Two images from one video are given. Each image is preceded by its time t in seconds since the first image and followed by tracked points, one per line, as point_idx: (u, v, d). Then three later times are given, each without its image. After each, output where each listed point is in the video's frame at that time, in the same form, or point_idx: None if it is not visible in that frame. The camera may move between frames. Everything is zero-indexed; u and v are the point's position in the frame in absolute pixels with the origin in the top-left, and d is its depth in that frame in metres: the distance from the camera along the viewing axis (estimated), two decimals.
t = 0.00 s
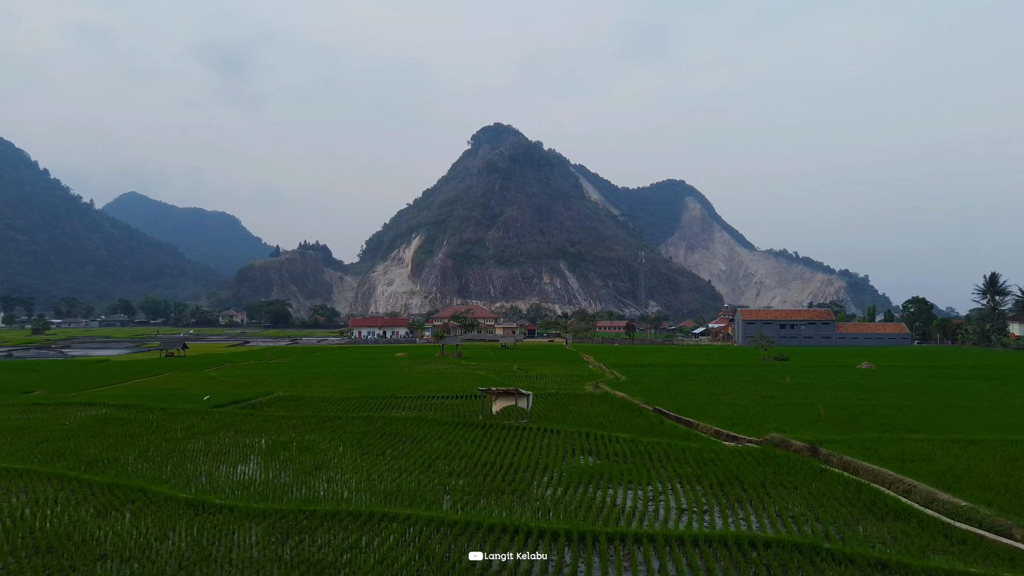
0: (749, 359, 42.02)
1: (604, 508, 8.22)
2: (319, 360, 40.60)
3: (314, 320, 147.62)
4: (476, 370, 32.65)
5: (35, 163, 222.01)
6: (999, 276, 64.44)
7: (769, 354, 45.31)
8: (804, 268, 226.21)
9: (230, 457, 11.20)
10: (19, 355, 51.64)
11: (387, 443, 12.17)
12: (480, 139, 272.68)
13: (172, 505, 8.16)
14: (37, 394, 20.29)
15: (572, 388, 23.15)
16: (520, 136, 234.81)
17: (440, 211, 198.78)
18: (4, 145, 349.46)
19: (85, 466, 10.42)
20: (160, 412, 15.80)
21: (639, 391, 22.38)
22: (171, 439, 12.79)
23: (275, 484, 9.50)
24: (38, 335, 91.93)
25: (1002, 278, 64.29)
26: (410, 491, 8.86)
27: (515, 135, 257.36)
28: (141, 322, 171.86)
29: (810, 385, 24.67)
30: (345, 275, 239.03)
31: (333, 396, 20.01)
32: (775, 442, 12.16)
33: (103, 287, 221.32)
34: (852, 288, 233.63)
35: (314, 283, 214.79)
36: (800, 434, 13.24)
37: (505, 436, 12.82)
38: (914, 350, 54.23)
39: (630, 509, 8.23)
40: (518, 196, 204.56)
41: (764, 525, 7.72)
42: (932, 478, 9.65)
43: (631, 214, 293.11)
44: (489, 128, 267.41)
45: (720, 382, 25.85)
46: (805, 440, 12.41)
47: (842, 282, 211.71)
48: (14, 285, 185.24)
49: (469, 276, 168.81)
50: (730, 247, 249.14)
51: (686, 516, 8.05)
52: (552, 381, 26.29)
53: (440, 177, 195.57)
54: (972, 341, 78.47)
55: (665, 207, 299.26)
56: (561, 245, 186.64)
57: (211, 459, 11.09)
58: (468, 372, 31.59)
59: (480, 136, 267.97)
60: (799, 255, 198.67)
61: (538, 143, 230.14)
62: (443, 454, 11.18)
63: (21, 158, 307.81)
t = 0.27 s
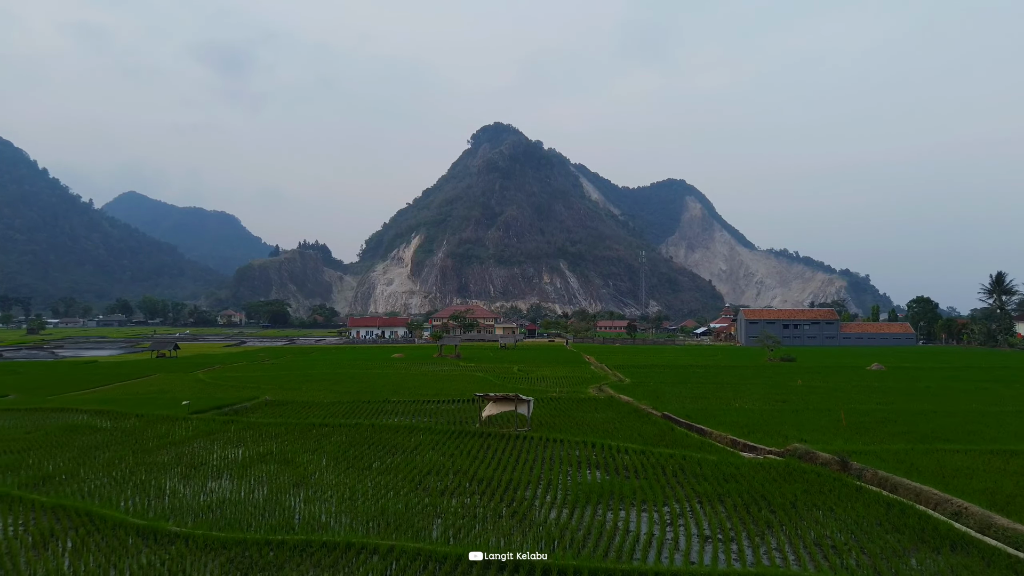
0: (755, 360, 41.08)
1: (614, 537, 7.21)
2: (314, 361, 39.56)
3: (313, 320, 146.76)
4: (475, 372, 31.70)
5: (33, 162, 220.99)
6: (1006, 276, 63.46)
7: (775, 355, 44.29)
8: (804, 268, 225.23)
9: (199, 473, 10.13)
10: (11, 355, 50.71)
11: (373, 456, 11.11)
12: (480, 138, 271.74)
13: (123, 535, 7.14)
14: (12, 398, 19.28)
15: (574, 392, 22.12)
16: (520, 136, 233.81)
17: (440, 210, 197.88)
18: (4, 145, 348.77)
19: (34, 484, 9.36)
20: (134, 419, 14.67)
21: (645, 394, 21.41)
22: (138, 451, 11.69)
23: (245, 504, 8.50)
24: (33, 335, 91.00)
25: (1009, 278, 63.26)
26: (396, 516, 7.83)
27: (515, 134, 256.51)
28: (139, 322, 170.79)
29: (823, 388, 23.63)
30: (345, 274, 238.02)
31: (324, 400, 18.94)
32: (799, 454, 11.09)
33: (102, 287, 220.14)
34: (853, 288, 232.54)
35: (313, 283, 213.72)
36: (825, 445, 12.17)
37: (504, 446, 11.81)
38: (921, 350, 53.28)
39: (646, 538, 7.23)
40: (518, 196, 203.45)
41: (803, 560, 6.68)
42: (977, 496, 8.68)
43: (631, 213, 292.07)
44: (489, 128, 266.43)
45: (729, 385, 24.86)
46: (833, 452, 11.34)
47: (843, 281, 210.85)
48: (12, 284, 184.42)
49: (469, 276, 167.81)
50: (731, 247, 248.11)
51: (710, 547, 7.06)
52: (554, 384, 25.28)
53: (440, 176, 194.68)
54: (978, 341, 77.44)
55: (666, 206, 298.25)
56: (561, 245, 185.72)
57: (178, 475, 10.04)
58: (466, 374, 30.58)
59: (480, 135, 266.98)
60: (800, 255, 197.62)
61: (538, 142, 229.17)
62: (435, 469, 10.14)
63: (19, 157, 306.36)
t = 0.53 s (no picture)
0: (762, 362, 39.99)
1: None
2: (309, 363, 38.51)
3: (312, 320, 145.81)
4: (474, 375, 30.57)
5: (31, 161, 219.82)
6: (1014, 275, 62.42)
7: (781, 355, 43.18)
8: (805, 267, 224.24)
9: (162, 495, 9.04)
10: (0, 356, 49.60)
11: (356, 471, 10.07)
12: (479, 138, 270.77)
13: None
14: None
15: (576, 396, 21.06)
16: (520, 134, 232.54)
17: (439, 210, 196.96)
18: (4, 145, 347.55)
19: None
20: (105, 427, 13.60)
21: (651, 399, 20.35)
22: (98, 467, 10.56)
23: (206, 533, 7.44)
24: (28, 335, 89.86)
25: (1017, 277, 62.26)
26: (378, 547, 6.82)
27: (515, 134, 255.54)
28: (137, 322, 169.81)
29: (839, 391, 22.47)
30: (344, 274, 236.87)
31: (313, 405, 17.88)
32: (828, 469, 10.08)
33: (100, 286, 219.16)
34: (854, 288, 231.60)
35: (313, 282, 212.68)
36: (855, 458, 11.14)
37: (503, 459, 10.83)
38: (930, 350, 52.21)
39: None
40: (518, 195, 202.31)
41: None
42: None
43: (632, 212, 290.89)
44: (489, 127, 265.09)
45: (737, 388, 23.74)
46: (866, 467, 10.32)
47: (844, 281, 209.77)
48: (10, 284, 183.21)
49: (469, 275, 166.78)
50: (731, 246, 247.06)
51: None
52: (555, 388, 24.26)
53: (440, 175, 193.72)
54: (985, 341, 76.32)
55: (666, 206, 297.20)
56: (561, 245, 184.77)
57: (137, 498, 8.92)
58: (464, 376, 29.50)
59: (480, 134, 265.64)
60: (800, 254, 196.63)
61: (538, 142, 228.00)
62: (425, 488, 9.04)
63: (18, 157, 305.57)
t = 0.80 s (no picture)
0: (768, 363, 38.96)
1: None
2: (303, 363, 37.51)
3: (310, 320, 144.95)
4: (472, 377, 29.52)
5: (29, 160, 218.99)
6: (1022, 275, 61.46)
7: (787, 356, 42.19)
8: (806, 267, 223.19)
9: (118, 518, 8.02)
10: None
11: (335, 489, 9.05)
12: (479, 137, 269.77)
13: None
14: None
15: (579, 400, 20.01)
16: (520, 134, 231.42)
17: (439, 209, 196.03)
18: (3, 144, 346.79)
19: None
20: (71, 437, 12.58)
21: (659, 404, 19.31)
22: (53, 485, 9.58)
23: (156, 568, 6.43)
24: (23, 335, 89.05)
25: None
26: None
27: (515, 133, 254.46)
28: (135, 321, 168.98)
29: (853, 395, 21.47)
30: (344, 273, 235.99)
31: (301, 412, 16.88)
32: (864, 487, 9.08)
33: (99, 286, 218.44)
34: (855, 287, 230.43)
35: (312, 282, 211.74)
36: (889, 474, 10.09)
37: (502, 476, 9.82)
38: (938, 351, 51.25)
39: None
40: (518, 194, 201.22)
41: None
42: None
43: (632, 212, 289.86)
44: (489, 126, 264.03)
45: (746, 391, 22.78)
46: (905, 486, 9.30)
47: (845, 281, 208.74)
48: (7, 284, 182.47)
49: (468, 275, 165.81)
50: (731, 246, 245.99)
51: None
52: (557, 391, 23.20)
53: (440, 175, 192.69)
54: (990, 342, 75.30)
55: (666, 205, 296.06)
56: (561, 244, 183.82)
57: (89, 523, 7.92)
58: (462, 378, 28.41)
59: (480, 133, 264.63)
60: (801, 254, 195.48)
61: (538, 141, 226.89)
62: (413, 511, 8.05)
63: (18, 156, 305.12)
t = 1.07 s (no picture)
0: (776, 364, 37.79)
1: None
2: (297, 365, 36.30)
3: (309, 319, 143.96)
4: (471, 379, 28.30)
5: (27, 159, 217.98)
6: None
7: (794, 357, 41.17)
8: (806, 267, 222.18)
9: (53, 552, 6.97)
10: None
11: (309, 514, 7.99)
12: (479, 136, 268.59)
13: None
14: None
15: (583, 406, 18.87)
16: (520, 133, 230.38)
17: (439, 208, 195.05)
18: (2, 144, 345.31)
19: None
20: (28, 450, 11.54)
21: (669, 409, 18.22)
22: None
23: None
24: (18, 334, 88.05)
25: None
26: None
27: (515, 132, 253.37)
28: (133, 321, 168.05)
29: (870, 400, 20.43)
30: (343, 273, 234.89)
31: (286, 419, 15.78)
32: (909, 511, 8.04)
33: (98, 285, 217.32)
34: (856, 287, 229.33)
35: (312, 282, 210.66)
36: (933, 495, 9.04)
37: (497, 496, 8.68)
38: (946, 351, 50.28)
39: None
40: (518, 194, 200.18)
41: None
42: None
43: (632, 211, 288.73)
44: (489, 126, 262.95)
45: (757, 396, 21.75)
46: (951, 508, 8.31)
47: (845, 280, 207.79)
48: (5, 283, 181.47)
49: (468, 275, 164.72)
50: (732, 246, 244.94)
51: None
52: (560, 395, 22.03)
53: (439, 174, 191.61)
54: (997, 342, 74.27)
55: (667, 205, 294.85)
56: (561, 244, 182.75)
57: (21, 557, 6.86)
58: (461, 381, 27.18)
59: (480, 133, 263.57)
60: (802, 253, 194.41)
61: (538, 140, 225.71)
62: (396, 543, 6.98)
63: (16, 155, 303.74)
